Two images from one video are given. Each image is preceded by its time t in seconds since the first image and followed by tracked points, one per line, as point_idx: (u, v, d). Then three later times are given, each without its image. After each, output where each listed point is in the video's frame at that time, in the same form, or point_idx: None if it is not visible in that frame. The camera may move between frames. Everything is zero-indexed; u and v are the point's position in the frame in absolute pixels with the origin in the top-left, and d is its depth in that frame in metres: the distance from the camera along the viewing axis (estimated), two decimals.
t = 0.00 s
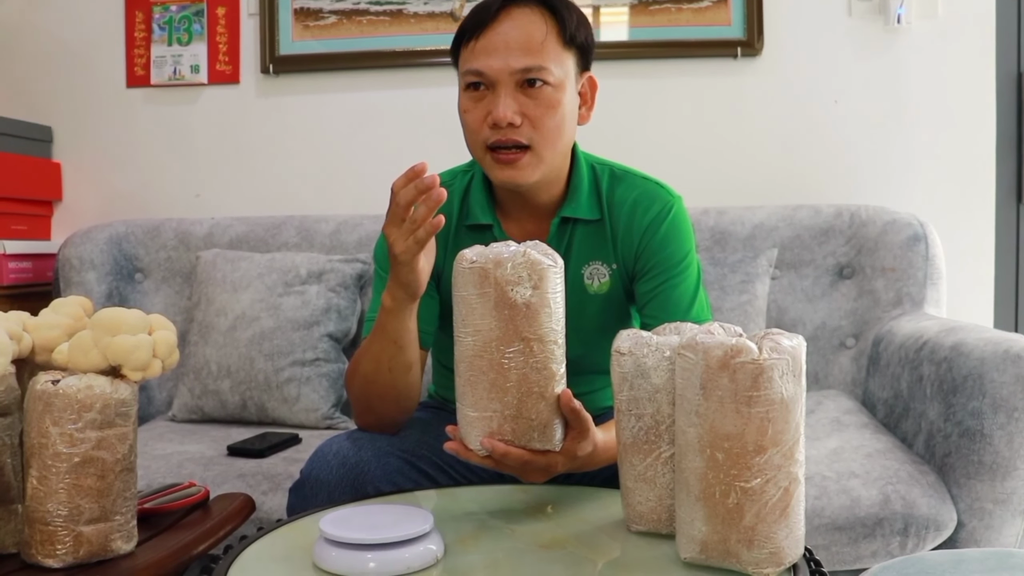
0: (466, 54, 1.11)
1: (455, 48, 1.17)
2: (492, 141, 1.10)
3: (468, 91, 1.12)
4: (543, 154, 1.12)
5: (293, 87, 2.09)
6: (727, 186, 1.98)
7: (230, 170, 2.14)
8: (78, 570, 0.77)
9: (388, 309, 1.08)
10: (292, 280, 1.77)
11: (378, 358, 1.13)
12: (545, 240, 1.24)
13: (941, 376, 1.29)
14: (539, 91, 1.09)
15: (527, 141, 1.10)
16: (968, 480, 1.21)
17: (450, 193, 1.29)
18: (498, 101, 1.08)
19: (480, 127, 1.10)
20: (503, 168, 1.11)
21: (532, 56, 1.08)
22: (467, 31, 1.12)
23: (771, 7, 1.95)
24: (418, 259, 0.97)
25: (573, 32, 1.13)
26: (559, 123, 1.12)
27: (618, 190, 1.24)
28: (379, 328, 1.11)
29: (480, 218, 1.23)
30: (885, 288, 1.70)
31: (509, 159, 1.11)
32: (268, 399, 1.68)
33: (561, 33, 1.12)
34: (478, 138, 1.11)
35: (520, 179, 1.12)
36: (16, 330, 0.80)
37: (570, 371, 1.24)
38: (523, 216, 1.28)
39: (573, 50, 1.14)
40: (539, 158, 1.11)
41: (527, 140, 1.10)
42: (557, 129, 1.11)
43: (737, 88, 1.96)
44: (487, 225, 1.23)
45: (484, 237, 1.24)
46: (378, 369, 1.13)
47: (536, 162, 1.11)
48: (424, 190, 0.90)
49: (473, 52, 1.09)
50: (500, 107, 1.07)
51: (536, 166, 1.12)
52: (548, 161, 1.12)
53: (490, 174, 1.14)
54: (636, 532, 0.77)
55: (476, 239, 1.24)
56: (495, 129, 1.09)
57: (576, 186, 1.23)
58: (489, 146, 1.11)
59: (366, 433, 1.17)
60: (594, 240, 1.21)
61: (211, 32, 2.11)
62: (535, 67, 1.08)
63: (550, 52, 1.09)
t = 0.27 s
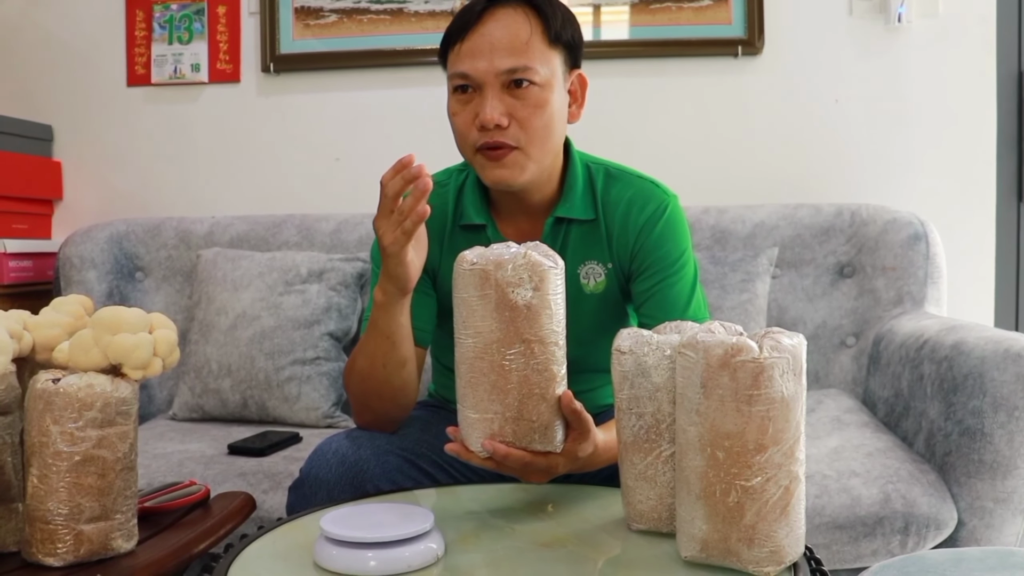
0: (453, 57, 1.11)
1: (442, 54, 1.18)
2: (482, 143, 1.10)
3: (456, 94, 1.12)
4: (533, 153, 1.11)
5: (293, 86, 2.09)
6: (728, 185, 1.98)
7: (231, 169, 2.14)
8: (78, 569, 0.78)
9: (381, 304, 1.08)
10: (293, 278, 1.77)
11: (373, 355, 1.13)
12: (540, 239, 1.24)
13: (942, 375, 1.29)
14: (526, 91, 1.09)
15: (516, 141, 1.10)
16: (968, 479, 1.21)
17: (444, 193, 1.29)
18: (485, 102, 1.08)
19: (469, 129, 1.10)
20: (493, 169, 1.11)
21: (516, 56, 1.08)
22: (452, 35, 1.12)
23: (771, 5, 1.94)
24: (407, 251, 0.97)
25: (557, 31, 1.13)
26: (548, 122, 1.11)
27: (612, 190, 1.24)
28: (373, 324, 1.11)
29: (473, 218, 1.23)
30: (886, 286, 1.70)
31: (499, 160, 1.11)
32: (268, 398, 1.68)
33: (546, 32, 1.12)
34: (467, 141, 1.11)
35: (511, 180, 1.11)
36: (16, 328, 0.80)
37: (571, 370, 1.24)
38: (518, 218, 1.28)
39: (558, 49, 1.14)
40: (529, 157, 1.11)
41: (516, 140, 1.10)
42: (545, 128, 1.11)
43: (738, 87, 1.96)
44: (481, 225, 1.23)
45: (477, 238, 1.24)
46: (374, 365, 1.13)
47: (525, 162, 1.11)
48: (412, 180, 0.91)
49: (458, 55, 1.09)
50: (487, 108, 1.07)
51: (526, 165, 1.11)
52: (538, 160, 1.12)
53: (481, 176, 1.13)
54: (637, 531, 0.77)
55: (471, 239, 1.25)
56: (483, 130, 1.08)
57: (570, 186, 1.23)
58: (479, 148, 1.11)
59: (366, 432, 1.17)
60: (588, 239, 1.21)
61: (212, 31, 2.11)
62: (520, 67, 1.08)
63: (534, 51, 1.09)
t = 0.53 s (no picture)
0: (460, 51, 1.11)
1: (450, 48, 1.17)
2: (487, 139, 1.10)
3: (463, 89, 1.11)
4: (538, 151, 1.11)
5: (294, 85, 2.09)
6: (728, 184, 1.98)
7: (231, 168, 2.14)
8: (79, 568, 0.78)
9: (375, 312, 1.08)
10: (293, 278, 1.77)
11: (370, 360, 1.13)
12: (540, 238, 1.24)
13: (942, 374, 1.29)
14: (534, 88, 1.09)
15: (521, 138, 1.10)
16: (969, 478, 1.21)
17: (446, 192, 1.29)
18: (492, 97, 1.08)
19: (475, 124, 1.10)
20: (498, 165, 1.11)
21: (525, 52, 1.08)
22: (461, 29, 1.12)
23: (772, 4, 1.94)
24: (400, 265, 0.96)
25: (566, 29, 1.13)
26: (554, 120, 1.11)
27: (613, 189, 1.24)
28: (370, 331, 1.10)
29: (475, 217, 1.23)
30: (887, 285, 1.70)
31: (504, 156, 1.11)
32: (269, 397, 1.68)
33: (555, 30, 1.12)
34: (473, 136, 1.11)
35: (515, 176, 1.11)
36: (17, 327, 0.80)
37: (571, 369, 1.24)
38: (519, 216, 1.28)
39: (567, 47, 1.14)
40: (534, 154, 1.11)
41: (522, 137, 1.10)
42: (552, 126, 1.11)
43: (738, 86, 1.96)
44: (482, 224, 1.23)
45: (478, 237, 1.24)
46: (371, 371, 1.13)
47: (530, 159, 1.11)
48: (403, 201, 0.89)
49: (467, 49, 1.09)
50: (494, 104, 1.07)
51: (530, 163, 1.11)
52: (543, 157, 1.12)
53: (485, 172, 1.13)
54: (637, 530, 0.77)
55: (472, 238, 1.24)
56: (490, 126, 1.08)
57: (572, 185, 1.22)
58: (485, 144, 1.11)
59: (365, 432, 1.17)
60: (589, 238, 1.20)
61: (212, 30, 2.10)
62: (529, 63, 1.08)
63: (543, 48, 1.09)
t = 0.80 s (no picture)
0: (475, 51, 1.10)
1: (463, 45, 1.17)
2: (501, 140, 1.10)
3: (477, 89, 1.11)
4: (552, 154, 1.11)
5: (294, 85, 2.09)
6: (728, 184, 1.98)
7: (231, 168, 2.13)
8: (78, 568, 0.77)
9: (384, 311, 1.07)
10: (293, 278, 1.77)
11: (377, 358, 1.12)
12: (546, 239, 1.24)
13: (942, 373, 1.29)
14: (550, 91, 1.09)
15: (536, 141, 1.10)
16: (969, 478, 1.21)
17: (451, 190, 1.29)
18: (508, 99, 1.07)
19: (489, 125, 1.10)
20: (511, 167, 1.11)
21: (543, 56, 1.07)
22: (476, 28, 1.11)
23: (772, 3, 1.94)
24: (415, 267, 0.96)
25: (583, 33, 1.13)
26: (569, 123, 1.11)
27: (619, 189, 1.24)
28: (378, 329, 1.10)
29: (481, 218, 1.23)
30: (887, 285, 1.70)
31: (517, 158, 1.10)
32: (268, 397, 1.68)
33: (572, 34, 1.12)
34: (486, 137, 1.11)
35: (528, 178, 1.11)
36: (16, 327, 0.80)
37: (572, 369, 1.24)
38: (524, 215, 1.27)
39: (582, 51, 1.14)
40: (548, 157, 1.11)
41: (536, 140, 1.10)
42: (566, 129, 1.11)
43: (738, 85, 1.96)
44: (487, 224, 1.23)
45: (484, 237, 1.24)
46: (376, 369, 1.13)
47: (544, 162, 1.11)
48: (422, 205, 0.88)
49: (483, 50, 1.09)
50: (510, 106, 1.07)
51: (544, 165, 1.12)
52: (556, 161, 1.12)
53: (497, 173, 1.13)
54: (637, 530, 0.77)
55: (477, 238, 1.24)
56: (505, 128, 1.08)
57: (578, 185, 1.22)
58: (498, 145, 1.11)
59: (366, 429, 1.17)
60: (595, 239, 1.21)
61: (212, 30, 2.10)
62: (547, 67, 1.08)
63: (561, 51, 1.09)
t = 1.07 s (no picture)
0: (484, 52, 1.10)
1: (471, 44, 1.16)
2: (509, 142, 1.10)
3: (485, 90, 1.11)
4: (558, 158, 1.12)
5: (293, 84, 2.09)
6: (727, 184, 1.98)
7: (231, 167, 2.14)
8: (78, 567, 0.78)
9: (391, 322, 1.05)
10: (293, 277, 1.77)
11: (380, 365, 1.11)
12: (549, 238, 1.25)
13: (941, 373, 1.30)
14: (559, 95, 1.09)
15: (544, 144, 1.10)
16: (968, 478, 1.21)
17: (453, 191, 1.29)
18: (517, 101, 1.07)
19: (497, 127, 1.10)
20: (517, 169, 1.11)
21: (553, 59, 1.07)
22: (486, 28, 1.11)
23: (771, 3, 1.94)
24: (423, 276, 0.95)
25: (593, 37, 1.13)
26: (577, 127, 1.11)
27: (623, 189, 1.24)
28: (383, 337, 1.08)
29: (484, 219, 1.22)
30: (886, 285, 1.70)
31: (523, 161, 1.11)
32: (268, 396, 1.68)
33: (583, 38, 1.12)
34: (493, 138, 1.11)
35: (533, 182, 1.11)
36: (16, 326, 0.80)
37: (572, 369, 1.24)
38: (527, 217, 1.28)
39: (592, 55, 1.14)
40: (554, 161, 1.11)
41: (544, 143, 1.10)
42: (574, 133, 1.11)
43: (738, 85, 1.96)
44: (490, 226, 1.23)
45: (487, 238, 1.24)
46: (380, 375, 1.12)
47: (550, 166, 1.11)
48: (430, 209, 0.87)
49: (493, 52, 1.08)
50: (519, 109, 1.07)
51: (550, 168, 1.12)
52: (562, 165, 1.12)
53: (503, 175, 1.13)
54: (636, 529, 0.77)
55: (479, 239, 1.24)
56: (512, 130, 1.08)
57: (581, 186, 1.22)
58: (505, 146, 1.11)
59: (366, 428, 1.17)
60: (597, 240, 1.21)
61: (212, 29, 2.10)
62: (557, 70, 1.07)
63: (570, 55, 1.09)
